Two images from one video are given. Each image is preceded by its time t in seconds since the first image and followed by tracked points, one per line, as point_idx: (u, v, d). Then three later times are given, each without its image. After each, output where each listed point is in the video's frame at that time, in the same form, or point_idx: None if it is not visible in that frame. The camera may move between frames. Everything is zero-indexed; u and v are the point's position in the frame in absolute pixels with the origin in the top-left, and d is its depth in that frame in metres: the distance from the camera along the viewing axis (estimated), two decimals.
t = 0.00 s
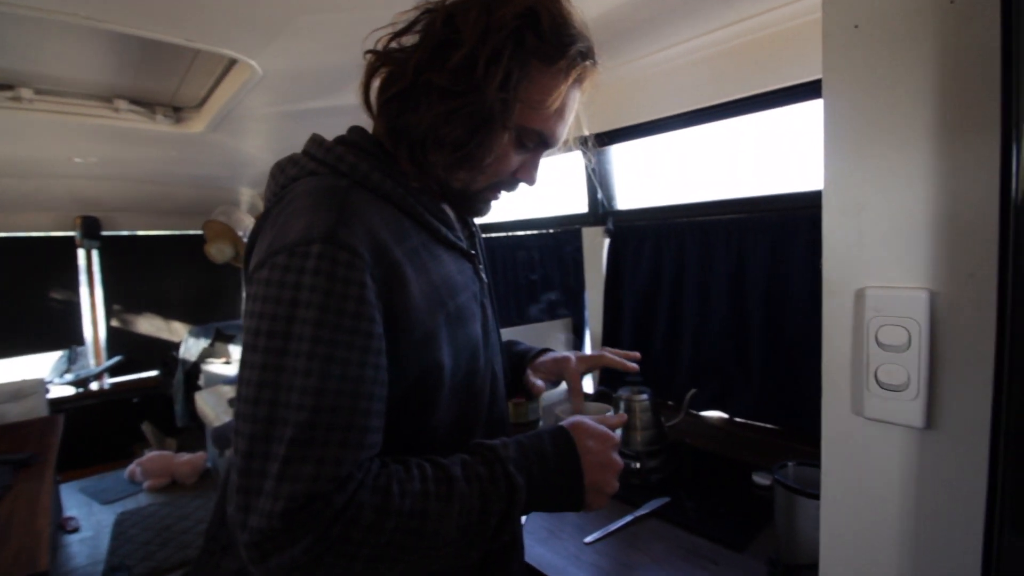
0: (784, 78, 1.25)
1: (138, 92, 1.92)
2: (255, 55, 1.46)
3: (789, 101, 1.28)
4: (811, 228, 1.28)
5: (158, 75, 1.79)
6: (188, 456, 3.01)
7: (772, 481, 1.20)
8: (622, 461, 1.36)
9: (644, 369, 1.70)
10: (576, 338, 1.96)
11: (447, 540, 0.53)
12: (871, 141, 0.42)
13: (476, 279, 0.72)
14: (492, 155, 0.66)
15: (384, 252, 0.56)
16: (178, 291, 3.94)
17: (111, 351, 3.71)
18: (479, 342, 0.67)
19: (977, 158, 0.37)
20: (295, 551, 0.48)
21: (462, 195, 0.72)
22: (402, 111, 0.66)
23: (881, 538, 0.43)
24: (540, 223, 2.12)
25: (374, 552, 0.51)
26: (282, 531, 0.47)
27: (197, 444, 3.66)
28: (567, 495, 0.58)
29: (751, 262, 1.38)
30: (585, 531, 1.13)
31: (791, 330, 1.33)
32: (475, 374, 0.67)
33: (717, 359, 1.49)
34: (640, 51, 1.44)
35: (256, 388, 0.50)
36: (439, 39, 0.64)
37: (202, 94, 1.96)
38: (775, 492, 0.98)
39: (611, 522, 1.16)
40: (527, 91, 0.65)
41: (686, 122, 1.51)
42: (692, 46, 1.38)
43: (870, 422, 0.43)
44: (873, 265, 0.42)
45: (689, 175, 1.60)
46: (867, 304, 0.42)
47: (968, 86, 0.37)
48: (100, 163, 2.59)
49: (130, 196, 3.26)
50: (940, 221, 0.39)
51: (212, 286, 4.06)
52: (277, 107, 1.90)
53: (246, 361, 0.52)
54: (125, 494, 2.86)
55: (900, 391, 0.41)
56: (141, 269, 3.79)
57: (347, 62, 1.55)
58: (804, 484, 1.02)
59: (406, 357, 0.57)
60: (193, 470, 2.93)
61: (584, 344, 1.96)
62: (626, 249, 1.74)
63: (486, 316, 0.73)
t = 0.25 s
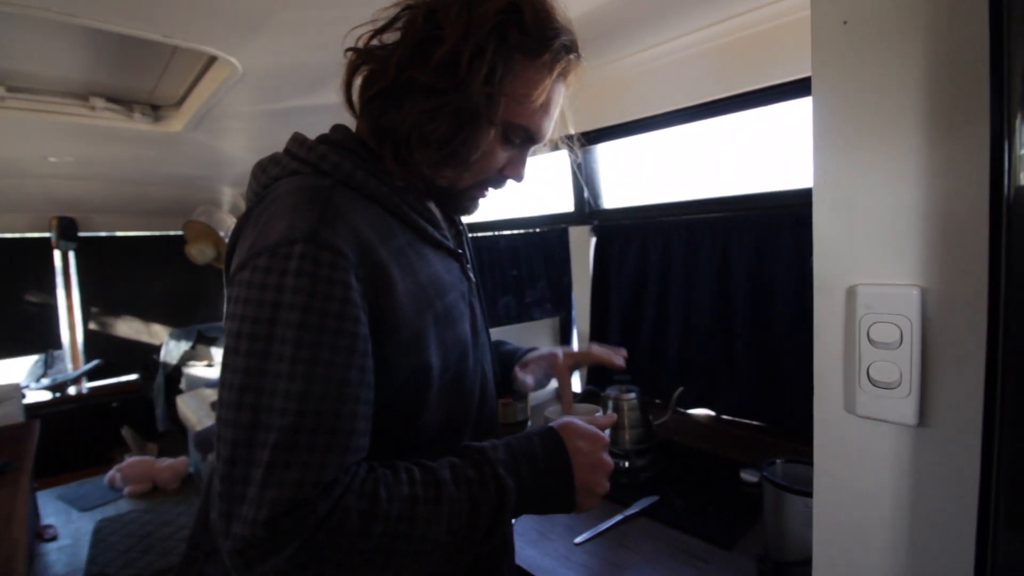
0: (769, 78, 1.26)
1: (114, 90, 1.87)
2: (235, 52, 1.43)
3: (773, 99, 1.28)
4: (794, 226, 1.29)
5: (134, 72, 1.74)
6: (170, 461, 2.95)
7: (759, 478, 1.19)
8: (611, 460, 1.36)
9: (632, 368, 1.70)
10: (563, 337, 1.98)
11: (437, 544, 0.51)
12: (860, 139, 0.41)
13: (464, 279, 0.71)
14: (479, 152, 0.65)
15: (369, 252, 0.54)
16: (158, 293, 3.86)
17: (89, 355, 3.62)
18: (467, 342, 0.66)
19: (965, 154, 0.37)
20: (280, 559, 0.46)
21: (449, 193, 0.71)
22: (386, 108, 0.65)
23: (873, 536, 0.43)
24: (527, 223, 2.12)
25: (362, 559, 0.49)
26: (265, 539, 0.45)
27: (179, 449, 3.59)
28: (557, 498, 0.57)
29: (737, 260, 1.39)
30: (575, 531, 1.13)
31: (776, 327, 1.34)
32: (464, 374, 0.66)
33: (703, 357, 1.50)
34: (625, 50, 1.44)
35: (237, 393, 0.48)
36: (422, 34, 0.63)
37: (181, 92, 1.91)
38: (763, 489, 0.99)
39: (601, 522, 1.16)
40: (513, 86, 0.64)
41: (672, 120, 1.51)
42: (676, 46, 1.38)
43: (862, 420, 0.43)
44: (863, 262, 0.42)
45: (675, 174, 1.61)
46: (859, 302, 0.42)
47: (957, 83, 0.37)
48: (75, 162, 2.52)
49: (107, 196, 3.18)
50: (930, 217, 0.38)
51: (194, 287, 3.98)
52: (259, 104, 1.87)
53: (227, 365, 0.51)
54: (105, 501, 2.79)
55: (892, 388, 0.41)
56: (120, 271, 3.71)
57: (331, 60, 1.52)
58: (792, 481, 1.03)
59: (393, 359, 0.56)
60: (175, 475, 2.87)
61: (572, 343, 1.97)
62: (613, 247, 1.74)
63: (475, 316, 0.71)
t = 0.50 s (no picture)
0: (764, 86, 1.27)
1: (109, 91, 1.86)
2: (231, 55, 1.42)
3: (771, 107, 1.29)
4: (789, 235, 1.29)
5: (129, 74, 1.73)
6: (159, 467, 2.91)
7: (756, 487, 1.21)
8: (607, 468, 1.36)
9: (627, 375, 1.70)
10: (558, 344, 1.97)
11: (431, 556, 0.50)
12: (861, 150, 0.41)
13: (462, 285, 0.70)
14: (477, 157, 0.64)
15: (367, 258, 0.54)
16: (149, 296, 3.82)
17: (77, 358, 3.57)
18: (465, 349, 0.65)
19: (966, 166, 0.37)
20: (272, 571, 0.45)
21: (447, 199, 0.70)
22: (384, 113, 0.64)
23: (873, 549, 0.43)
24: (523, 228, 2.12)
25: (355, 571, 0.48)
26: (257, 551, 0.44)
27: (168, 454, 3.54)
28: (551, 510, 0.56)
29: (732, 268, 1.40)
30: (571, 541, 1.12)
31: (771, 335, 1.34)
32: (461, 382, 0.65)
33: (699, 364, 1.50)
34: (621, 58, 1.44)
35: (231, 400, 0.47)
36: (420, 39, 0.63)
37: (176, 94, 1.90)
38: (760, 499, 0.98)
39: (597, 532, 1.15)
40: (512, 91, 0.63)
41: (669, 128, 1.52)
42: (673, 53, 1.38)
43: (864, 432, 0.43)
44: (866, 273, 0.41)
45: (671, 181, 1.61)
46: (861, 313, 0.41)
47: (957, 94, 0.37)
48: (67, 163, 2.49)
49: (98, 197, 3.15)
50: (933, 226, 0.38)
51: (185, 291, 3.95)
52: (254, 108, 1.86)
53: (221, 373, 0.50)
54: (91, 507, 2.74)
55: (895, 402, 0.40)
56: (111, 273, 3.67)
57: (328, 64, 1.52)
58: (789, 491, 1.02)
59: (390, 366, 0.55)
60: (164, 481, 2.83)
61: (567, 349, 1.97)
62: (608, 254, 1.74)
63: (473, 322, 0.71)
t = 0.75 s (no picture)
0: (765, 90, 1.26)
1: (105, 97, 1.85)
2: (228, 60, 1.41)
3: (769, 111, 1.29)
4: (789, 239, 1.28)
5: (125, 80, 1.72)
6: (156, 476, 2.88)
7: (761, 493, 1.19)
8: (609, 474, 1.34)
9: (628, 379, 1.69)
10: (559, 348, 1.95)
11: (435, 569, 0.49)
12: (873, 153, 0.40)
13: (464, 292, 0.69)
14: (481, 161, 0.63)
15: (370, 266, 0.53)
16: (146, 303, 3.80)
17: (74, 366, 3.54)
18: (469, 356, 0.64)
19: (981, 168, 0.36)
20: None
21: (450, 204, 0.69)
22: (386, 118, 0.63)
23: (889, 558, 0.42)
24: (522, 233, 2.11)
25: None
26: (258, 564, 0.43)
27: (165, 462, 3.51)
28: (556, 520, 0.55)
29: (733, 272, 1.39)
30: (574, 549, 1.10)
31: (773, 340, 1.33)
32: (464, 389, 0.64)
33: (700, 369, 1.49)
34: (620, 62, 1.44)
35: (230, 410, 0.46)
36: (422, 43, 0.62)
37: (172, 100, 1.89)
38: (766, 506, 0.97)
39: (600, 540, 1.13)
40: (515, 94, 0.62)
41: (669, 132, 1.51)
42: (670, 58, 1.39)
43: (878, 440, 0.42)
44: (879, 277, 0.41)
45: (670, 185, 1.60)
46: (875, 318, 0.40)
47: (970, 95, 0.36)
48: (64, 170, 2.48)
49: (95, 204, 3.13)
50: (946, 229, 0.37)
51: (183, 297, 3.92)
52: (252, 113, 1.85)
53: (220, 382, 0.48)
54: (87, 516, 2.71)
55: (910, 408, 0.39)
56: (107, 280, 3.65)
57: (326, 69, 1.51)
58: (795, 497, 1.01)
59: (393, 374, 0.54)
60: (160, 490, 2.80)
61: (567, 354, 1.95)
62: (608, 258, 1.73)
63: (476, 329, 0.70)
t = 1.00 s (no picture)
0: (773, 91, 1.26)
1: (104, 93, 1.83)
2: (229, 56, 1.40)
3: (773, 113, 1.28)
4: (792, 242, 1.28)
5: (125, 76, 1.71)
6: (152, 474, 2.86)
7: (762, 497, 1.19)
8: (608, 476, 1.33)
9: (628, 382, 1.68)
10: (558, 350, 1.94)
11: (437, 569, 0.48)
12: (893, 152, 0.40)
13: (470, 291, 0.68)
14: (490, 159, 0.62)
15: (377, 262, 0.52)
16: (144, 301, 3.78)
17: (70, 363, 3.53)
18: (473, 356, 0.63)
19: (1004, 169, 0.35)
20: None
21: (457, 202, 0.68)
22: (395, 114, 0.63)
23: (901, 561, 0.41)
24: (522, 234, 2.10)
25: None
26: (258, 562, 0.42)
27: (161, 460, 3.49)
28: (559, 522, 0.54)
29: (735, 275, 1.38)
30: (573, 552, 1.09)
31: (774, 343, 1.32)
32: (467, 389, 0.63)
33: (701, 372, 1.48)
34: (625, 63, 1.43)
35: (233, 405, 0.45)
36: (433, 38, 0.61)
37: (173, 96, 1.88)
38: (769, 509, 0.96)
39: (600, 542, 1.13)
40: (526, 92, 0.62)
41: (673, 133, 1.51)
42: (675, 60, 1.38)
43: (893, 443, 0.41)
44: (895, 277, 0.40)
45: (672, 186, 1.59)
46: (891, 318, 0.40)
47: (993, 94, 0.36)
48: (62, 166, 2.47)
49: (93, 201, 3.12)
50: (967, 229, 0.37)
51: (181, 295, 3.91)
52: (252, 110, 1.84)
53: (224, 377, 0.47)
54: (83, 514, 2.70)
55: (927, 411, 0.39)
56: (105, 277, 3.63)
57: (327, 67, 1.50)
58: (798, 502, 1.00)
59: (398, 371, 0.53)
60: (156, 488, 2.78)
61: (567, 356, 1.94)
62: (609, 260, 1.72)
63: (480, 329, 0.69)
